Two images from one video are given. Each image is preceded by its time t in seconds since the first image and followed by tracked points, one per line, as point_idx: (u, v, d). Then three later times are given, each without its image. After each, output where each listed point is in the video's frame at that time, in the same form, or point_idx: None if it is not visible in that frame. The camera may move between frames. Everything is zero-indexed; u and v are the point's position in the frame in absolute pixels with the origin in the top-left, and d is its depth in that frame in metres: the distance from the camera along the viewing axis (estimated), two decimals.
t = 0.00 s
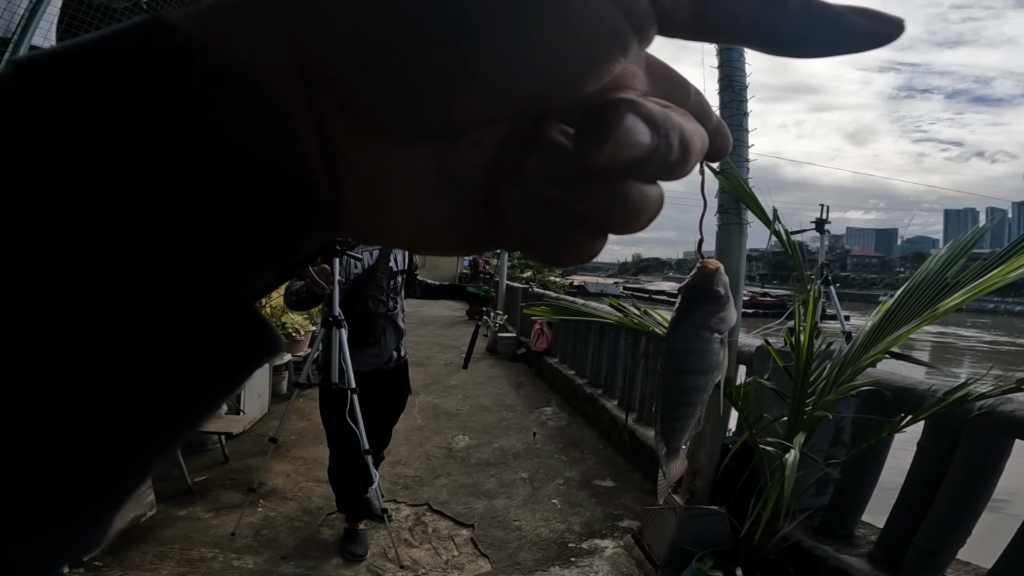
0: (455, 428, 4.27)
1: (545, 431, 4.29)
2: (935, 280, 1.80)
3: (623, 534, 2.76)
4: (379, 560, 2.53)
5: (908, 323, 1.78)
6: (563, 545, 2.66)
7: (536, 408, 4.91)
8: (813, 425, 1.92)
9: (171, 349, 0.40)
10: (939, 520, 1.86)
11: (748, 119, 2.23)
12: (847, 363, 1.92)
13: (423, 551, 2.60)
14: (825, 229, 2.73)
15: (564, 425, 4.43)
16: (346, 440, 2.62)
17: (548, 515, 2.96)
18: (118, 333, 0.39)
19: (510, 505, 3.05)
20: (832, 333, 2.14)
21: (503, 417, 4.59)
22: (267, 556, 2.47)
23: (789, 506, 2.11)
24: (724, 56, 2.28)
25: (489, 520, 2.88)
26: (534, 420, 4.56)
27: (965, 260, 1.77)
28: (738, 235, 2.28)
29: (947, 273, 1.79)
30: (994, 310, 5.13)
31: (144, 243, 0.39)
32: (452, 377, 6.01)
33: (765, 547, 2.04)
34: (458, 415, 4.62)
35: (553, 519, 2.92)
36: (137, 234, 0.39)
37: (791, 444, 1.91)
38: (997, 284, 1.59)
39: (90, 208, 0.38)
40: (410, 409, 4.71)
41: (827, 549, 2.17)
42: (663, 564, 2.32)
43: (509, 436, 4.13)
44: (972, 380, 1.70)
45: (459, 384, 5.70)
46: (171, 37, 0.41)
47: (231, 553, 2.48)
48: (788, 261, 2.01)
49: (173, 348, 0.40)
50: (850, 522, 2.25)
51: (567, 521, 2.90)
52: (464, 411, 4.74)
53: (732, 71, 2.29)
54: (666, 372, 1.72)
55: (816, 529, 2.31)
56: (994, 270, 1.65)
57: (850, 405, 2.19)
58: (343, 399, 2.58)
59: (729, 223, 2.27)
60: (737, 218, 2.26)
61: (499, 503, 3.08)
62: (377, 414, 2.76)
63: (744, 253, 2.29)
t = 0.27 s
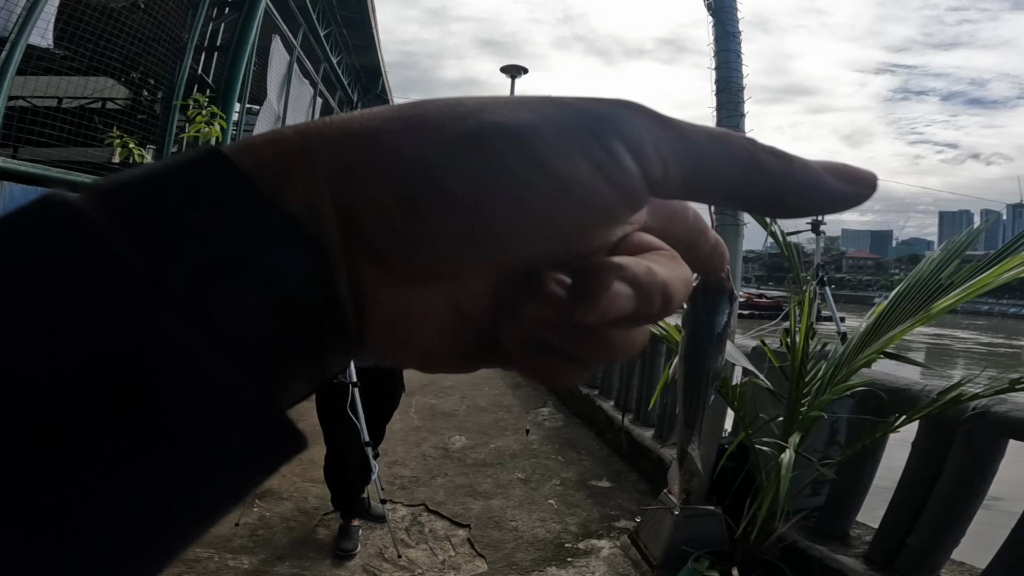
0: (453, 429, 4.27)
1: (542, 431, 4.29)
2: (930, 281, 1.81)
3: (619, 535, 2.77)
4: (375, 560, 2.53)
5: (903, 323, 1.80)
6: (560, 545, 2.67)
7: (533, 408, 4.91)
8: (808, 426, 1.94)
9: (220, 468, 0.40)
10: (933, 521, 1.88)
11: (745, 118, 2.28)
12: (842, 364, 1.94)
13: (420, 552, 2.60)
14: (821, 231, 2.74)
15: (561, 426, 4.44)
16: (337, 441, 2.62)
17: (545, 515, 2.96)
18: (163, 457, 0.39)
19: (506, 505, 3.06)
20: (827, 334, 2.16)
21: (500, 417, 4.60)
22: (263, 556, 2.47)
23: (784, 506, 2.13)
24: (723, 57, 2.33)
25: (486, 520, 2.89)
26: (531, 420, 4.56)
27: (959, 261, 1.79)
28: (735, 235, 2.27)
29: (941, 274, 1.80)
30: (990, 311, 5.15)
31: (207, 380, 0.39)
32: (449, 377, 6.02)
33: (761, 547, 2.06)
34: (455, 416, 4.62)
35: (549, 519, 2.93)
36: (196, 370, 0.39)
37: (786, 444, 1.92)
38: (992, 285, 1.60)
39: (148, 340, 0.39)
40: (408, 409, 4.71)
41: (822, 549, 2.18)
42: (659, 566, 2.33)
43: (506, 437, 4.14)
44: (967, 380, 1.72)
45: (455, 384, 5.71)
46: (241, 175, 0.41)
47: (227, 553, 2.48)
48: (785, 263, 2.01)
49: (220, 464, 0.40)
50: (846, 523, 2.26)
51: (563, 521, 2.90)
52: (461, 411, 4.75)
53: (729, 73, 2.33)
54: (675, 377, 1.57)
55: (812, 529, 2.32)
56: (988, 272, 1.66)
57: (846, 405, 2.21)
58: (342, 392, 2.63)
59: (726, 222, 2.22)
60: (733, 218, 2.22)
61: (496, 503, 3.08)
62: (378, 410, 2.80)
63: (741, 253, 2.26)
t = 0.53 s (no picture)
0: (449, 429, 4.27)
1: (539, 431, 4.30)
2: (925, 281, 1.82)
3: (617, 534, 2.78)
4: (373, 560, 2.52)
5: (900, 323, 1.80)
6: (557, 545, 2.67)
7: (530, 408, 4.91)
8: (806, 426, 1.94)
9: (276, 489, 0.38)
10: (929, 520, 1.89)
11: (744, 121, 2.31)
12: (839, 364, 1.94)
13: (418, 552, 2.59)
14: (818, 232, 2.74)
15: (558, 426, 4.45)
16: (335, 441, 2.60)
17: (542, 515, 2.96)
18: (198, 489, 0.36)
19: (504, 505, 3.06)
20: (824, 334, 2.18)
21: (497, 417, 4.60)
22: (260, 557, 2.46)
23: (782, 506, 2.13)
24: (723, 59, 2.36)
25: (484, 520, 2.89)
26: (528, 420, 4.57)
27: (954, 262, 1.80)
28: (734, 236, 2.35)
29: (936, 274, 1.81)
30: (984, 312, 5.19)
31: (248, 400, 0.37)
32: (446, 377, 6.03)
33: (759, 547, 2.06)
34: (452, 416, 4.62)
35: (547, 519, 2.93)
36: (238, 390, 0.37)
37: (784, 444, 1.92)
38: (987, 285, 1.61)
39: (187, 359, 0.36)
40: (404, 409, 4.71)
41: (819, 549, 2.19)
42: (657, 566, 2.33)
43: (503, 437, 4.14)
44: (963, 380, 1.73)
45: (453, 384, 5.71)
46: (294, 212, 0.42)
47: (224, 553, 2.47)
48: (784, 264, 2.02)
49: (278, 486, 0.38)
50: (843, 522, 2.26)
51: (561, 521, 2.91)
52: (458, 411, 4.75)
53: (728, 74, 2.35)
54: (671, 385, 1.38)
55: (808, 529, 2.33)
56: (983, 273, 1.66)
57: (842, 406, 2.22)
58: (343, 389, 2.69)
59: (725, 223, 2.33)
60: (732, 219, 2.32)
61: (494, 503, 3.08)
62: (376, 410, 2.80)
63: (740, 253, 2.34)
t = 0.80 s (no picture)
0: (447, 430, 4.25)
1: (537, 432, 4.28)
2: (928, 282, 1.82)
3: (617, 535, 2.76)
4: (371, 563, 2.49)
5: (902, 324, 1.80)
6: (557, 546, 2.66)
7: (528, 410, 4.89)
8: (808, 426, 1.93)
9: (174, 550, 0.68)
10: (931, 520, 1.88)
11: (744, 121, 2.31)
12: (841, 364, 1.94)
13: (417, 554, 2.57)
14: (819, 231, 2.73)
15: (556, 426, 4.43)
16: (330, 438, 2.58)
17: (541, 517, 2.95)
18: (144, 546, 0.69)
19: (503, 507, 3.04)
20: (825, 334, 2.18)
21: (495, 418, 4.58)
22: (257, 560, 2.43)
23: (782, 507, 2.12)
24: (722, 58, 2.35)
25: (482, 522, 2.87)
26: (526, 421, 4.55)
27: (956, 262, 1.79)
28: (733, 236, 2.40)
29: (939, 275, 1.81)
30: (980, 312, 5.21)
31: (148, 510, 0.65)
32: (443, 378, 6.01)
33: (761, 547, 2.05)
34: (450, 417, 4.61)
35: (546, 520, 2.92)
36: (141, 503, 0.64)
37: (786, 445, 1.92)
38: (991, 286, 1.61)
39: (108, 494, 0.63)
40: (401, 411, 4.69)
41: (820, 550, 2.18)
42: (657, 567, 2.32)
43: (501, 437, 4.12)
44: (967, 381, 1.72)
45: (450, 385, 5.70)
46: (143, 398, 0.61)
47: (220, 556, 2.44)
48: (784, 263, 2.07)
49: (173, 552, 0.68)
50: (843, 522, 2.26)
51: (560, 522, 2.89)
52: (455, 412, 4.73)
53: (729, 74, 2.34)
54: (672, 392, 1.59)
55: (809, 529, 2.33)
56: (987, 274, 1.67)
57: (843, 406, 2.21)
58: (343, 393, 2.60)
59: (725, 223, 2.39)
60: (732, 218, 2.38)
61: (493, 505, 3.07)
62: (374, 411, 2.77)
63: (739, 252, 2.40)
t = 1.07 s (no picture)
0: (443, 433, 4.21)
1: (534, 435, 4.25)
2: (932, 282, 1.81)
3: (617, 539, 2.74)
4: (369, 568, 2.43)
5: (908, 325, 1.79)
6: (557, 550, 2.63)
7: (523, 411, 4.86)
8: (812, 427, 1.93)
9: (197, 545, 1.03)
10: (936, 521, 1.87)
11: (745, 121, 2.31)
12: (845, 365, 1.93)
13: (415, 558, 2.53)
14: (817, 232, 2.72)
15: (553, 429, 4.41)
16: (322, 440, 2.56)
17: (540, 520, 2.92)
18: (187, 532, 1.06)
19: (501, 510, 3.01)
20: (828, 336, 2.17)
21: (491, 421, 4.55)
22: (252, 565, 2.38)
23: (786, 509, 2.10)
24: (724, 58, 2.34)
25: (481, 526, 2.84)
26: (522, 423, 4.52)
27: (960, 263, 1.79)
28: (736, 238, 2.41)
29: (943, 276, 1.80)
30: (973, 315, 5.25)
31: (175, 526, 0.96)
32: (438, 380, 5.97)
33: (765, 550, 2.04)
34: (445, 419, 4.57)
35: (545, 524, 2.89)
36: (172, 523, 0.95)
37: (791, 447, 1.90)
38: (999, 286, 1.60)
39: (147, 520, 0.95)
40: (396, 413, 4.64)
41: (823, 552, 2.17)
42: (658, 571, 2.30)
43: (498, 440, 4.09)
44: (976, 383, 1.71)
45: (445, 387, 5.66)
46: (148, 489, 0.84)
47: (213, 561, 2.39)
48: (785, 262, 2.05)
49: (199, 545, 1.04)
50: (846, 524, 2.25)
51: (560, 526, 2.87)
52: (450, 415, 4.69)
53: (730, 74, 2.33)
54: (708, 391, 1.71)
55: (811, 531, 2.31)
56: (992, 274, 1.67)
57: (846, 408, 2.20)
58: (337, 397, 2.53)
59: (727, 225, 2.40)
60: (734, 220, 2.39)
61: (491, 508, 3.04)
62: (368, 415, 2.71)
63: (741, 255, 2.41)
